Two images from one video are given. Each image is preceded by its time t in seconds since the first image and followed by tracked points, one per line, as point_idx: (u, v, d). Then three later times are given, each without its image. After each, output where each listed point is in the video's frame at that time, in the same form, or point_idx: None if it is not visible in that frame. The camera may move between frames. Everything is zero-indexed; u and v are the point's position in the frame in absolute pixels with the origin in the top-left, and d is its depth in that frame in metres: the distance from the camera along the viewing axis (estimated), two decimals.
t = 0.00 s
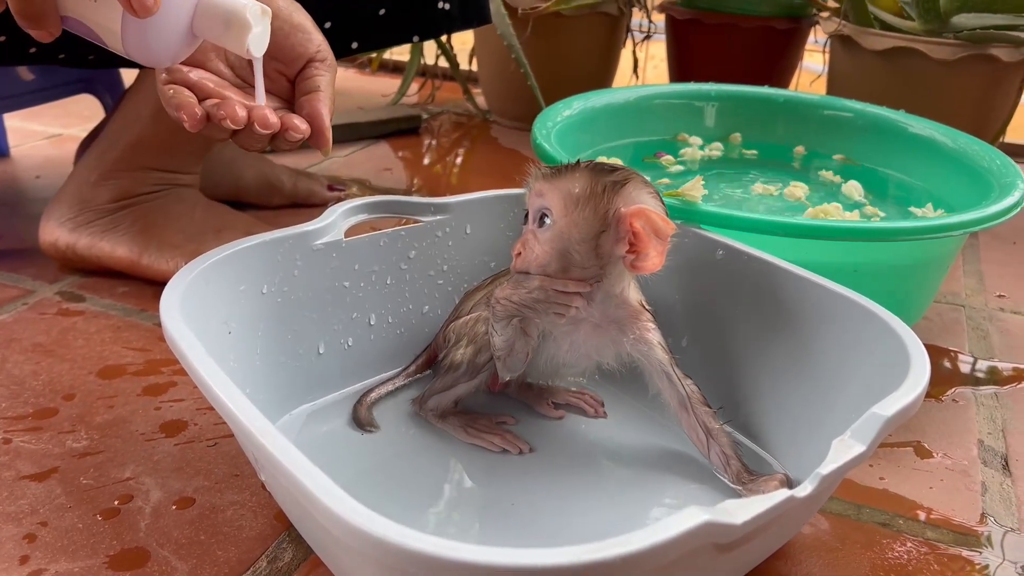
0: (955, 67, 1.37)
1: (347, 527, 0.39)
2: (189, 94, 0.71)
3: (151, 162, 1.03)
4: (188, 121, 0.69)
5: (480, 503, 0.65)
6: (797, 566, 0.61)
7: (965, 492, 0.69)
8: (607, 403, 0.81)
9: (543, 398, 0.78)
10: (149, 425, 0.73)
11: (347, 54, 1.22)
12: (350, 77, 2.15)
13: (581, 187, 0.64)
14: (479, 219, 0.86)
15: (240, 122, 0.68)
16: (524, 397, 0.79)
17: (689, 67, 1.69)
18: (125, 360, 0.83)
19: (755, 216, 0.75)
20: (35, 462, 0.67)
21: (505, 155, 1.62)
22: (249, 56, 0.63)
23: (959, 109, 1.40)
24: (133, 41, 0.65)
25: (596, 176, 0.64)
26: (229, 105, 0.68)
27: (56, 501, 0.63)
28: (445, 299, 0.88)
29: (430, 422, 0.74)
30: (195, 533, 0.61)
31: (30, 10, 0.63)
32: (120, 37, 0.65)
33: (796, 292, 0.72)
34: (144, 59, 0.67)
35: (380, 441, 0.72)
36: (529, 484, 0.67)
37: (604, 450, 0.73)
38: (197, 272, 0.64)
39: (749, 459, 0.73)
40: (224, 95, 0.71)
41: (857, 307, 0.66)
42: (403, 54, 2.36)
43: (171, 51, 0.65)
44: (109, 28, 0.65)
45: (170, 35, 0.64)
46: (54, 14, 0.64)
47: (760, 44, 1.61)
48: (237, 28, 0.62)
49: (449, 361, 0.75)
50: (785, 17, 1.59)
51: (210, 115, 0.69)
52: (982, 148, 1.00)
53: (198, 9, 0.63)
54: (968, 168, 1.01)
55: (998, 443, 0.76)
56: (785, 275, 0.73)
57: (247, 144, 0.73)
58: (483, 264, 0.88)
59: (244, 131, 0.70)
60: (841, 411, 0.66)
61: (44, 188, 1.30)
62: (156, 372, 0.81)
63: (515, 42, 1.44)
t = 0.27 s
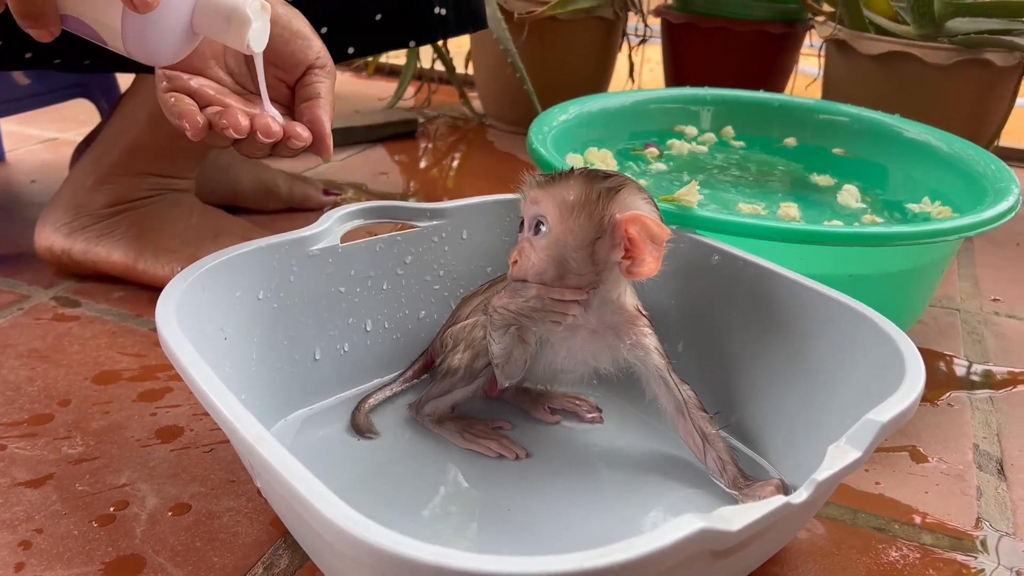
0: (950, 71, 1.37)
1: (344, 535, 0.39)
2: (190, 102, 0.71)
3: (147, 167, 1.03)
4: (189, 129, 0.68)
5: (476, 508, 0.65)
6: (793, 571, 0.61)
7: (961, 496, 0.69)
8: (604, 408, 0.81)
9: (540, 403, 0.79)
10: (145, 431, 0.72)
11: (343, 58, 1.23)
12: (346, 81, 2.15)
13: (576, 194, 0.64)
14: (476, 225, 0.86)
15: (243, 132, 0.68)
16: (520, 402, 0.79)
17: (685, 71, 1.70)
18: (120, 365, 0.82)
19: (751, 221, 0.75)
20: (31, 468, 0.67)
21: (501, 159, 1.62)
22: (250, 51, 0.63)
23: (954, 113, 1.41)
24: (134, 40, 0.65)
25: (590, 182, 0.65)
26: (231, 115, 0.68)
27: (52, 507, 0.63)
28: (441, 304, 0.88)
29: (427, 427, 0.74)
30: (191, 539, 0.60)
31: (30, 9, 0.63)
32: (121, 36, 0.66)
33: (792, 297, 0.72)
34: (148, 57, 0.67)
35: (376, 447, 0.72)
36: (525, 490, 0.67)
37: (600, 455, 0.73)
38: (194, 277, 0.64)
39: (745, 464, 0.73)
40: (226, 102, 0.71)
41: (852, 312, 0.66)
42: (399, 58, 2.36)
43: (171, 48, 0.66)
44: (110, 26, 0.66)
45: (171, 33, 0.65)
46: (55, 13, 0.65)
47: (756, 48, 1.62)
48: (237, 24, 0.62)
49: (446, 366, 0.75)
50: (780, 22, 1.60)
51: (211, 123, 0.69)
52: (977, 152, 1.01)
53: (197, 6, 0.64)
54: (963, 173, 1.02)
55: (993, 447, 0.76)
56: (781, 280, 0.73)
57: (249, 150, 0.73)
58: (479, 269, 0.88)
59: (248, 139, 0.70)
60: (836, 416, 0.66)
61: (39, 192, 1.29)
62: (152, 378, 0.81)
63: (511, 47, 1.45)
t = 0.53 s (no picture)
0: (944, 75, 1.38)
1: (340, 542, 0.39)
2: (189, 112, 0.71)
3: (145, 170, 1.03)
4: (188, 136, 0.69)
5: (472, 511, 0.65)
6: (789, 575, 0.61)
7: (955, 500, 0.70)
8: (600, 412, 0.81)
9: (537, 407, 0.79)
10: (141, 436, 0.72)
11: (339, 62, 1.23)
12: (342, 84, 2.15)
13: (571, 200, 0.64)
14: (472, 229, 0.86)
15: (243, 143, 0.68)
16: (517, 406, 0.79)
17: (681, 74, 1.70)
18: (117, 370, 0.82)
19: (746, 226, 0.75)
20: (27, 473, 0.67)
21: (497, 162, 1.63)
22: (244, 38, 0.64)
23: (949, 116, 1.41)
24: (127, 30, 0.64)
25: (585, 189, 0.65)
26: (230, 125, 0.68)
27: (48, 513, 0.63)
28: (438, 308, 0.88)
29: (424, 432, 0.74)
30: (187, 545, 0.60)
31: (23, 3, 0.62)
32: (113, 25, 0.65)
33: (787, 301, 0.72)
34: (133, 48, 0.66)
35: (373, 452, 0.72)
36: (522, 494, 0.67)
37: (597, 459, 0.73)
38: (190, 283, 0.64)
39: (741, 468, 0.73)
40: (224, 110, 0.73)
41: (848, 316, 0.67)
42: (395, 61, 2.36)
43: (165, 37, 0.65)
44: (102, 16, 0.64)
45: (164, 24, 0.64)
46: (48, 5, 0.64)
47: (752, 52, 1.62)
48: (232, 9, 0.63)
49: (443, 370, 0.75)
50: (776, 25, 1.61)
51: (210, 132, 0.70)
52: (971, 156, 1.01)
53: None
54: (958, 177, 1.02)
55: (988, 451, 0.76)
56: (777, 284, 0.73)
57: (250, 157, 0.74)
58: (476, 273, 0.88)
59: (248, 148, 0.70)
60: (832, 420, 0.66)
61: (35, 196, 1.29)
62: (148, 383, 0.81)
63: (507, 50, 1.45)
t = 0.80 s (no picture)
0: (939, 76, 1.38)
1: (337, 544, 0.39)
2: (188, 122, 0.72)
3: (141, 172, 1.03)
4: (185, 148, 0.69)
5: (469, 513, 0.65)
6: None
7: (951, 500, 0.70)
8: (597, 413, 0.82)
9: (533, 409, 0.79)
10: (137, 439, 0.72)
11: (334, 64, 1.23)
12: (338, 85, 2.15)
13: (565, 203, 0.65)
14: (468, 231, 0.86)
15: (242, 162, 0.69)
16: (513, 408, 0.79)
17: (677, 76, 1.70)
18: (113, 372, 0.82)
19: (742, 228, 0.76)
20: (22, 476, 0.67)
21: (494, 164, 1.63)
22: (248, 21, 0.64)
23: (944, 118, 1.42)
24: (132, 24, 0.65)
25: (579, 191, 0.65)
26: (231, 145, 0.68)
27: (44, 516, 0.63)
28: (435, 310, 0.88)
29: (421, 434, 0.74)
30: (184, 547, 0.60)
31: None
32: (117, 16, 0.65)
33: (783, 303, 0.73)
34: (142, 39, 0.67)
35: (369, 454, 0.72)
36: (519, 496, 0.67)
37: (593, 460, 0.73)
38: (185, 285, 0.64)
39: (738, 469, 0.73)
40: (222, 120, 0.75)
41: (843, 318, 0.67)
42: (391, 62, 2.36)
43: (170, 27, 0.66)
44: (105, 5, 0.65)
45: (166, 14, 0.65)
46: None
47: (747, 53, 1.63)
48: None
49: (440, 371, 0.74)
50: (771, 27, 1.61)
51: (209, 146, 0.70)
52: (966, 158, 1.01)
53: None
54: (953, 178, 1.02)
55: (983, 452, 0.77)
56: (772, 285, 0.73)
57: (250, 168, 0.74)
58: (473, 275, 0.89)
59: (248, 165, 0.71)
60: (827, 422, 0.66)
61: (31, 198, 1.29)
62: (144, 385, 0.80)
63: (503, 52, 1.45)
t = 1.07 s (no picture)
0: (935, 76, 1.38)
1: (335, 546, 0.39)
2: (195, 124, 0.72)
3: (137, 173, 1.03)
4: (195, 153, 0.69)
5: (467, 513, 0.65)
6: None
7: (947, 500, 0.70)
8: (594, 413, 0.82)
9: (531, 409, 0.79)
10: (135, 439, 0.72)
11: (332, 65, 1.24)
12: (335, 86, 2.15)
13: (570, 199, 0.65)
14: (466, 231, 0.86)
15: (251, 164, 0.69)
16: (510, 408, 0.79)
17: (674, 77, 1.70)
18: (110, 373, 0.82)
19: (739, 228, 0.76)
20: (20, 477, 0.67)
21: (491, 164, 1.63)
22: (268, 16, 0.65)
23: (940, 118, 1.42)
24: (155, 22, 0.65)
25: (585, 188, 0.65)
26: (239, 148, 0.69)
27: (41, 517, 0.62)
28: (432, 311, 0.88)
29: (420, 433, 0.74)
30: (181, 548, 0.60)
31: None
32: (140, 15, 0.66)
33: (780, 303, 0.73)
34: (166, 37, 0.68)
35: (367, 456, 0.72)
36: (517, 497, 0.67)
37: (591, 459, 0.73)
38: (182, 286, 0.64)
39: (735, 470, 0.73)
40: (228, 121, 0.75)
41: (841, 318, 0.67)
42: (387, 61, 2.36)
43: (192, 23, 0.67)
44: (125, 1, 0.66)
45: (189, 10, 0.65)
46: None
47: (744, 54, 1.63)
48: None
49: (439, 371, 0.74)
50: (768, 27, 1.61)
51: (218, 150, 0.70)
52: (962, 158, 1.02)
53: None
54: (950, 179, 1.03)
55: (980, 451, 0.77)
56: (770, 286, 0.74)
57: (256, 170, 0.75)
58: (470, 275, 0.89)
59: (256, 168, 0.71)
60: (825, 422, 0.66)
61: (27, 198, 1.29)
62: (142, 386, 0.80)
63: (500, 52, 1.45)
